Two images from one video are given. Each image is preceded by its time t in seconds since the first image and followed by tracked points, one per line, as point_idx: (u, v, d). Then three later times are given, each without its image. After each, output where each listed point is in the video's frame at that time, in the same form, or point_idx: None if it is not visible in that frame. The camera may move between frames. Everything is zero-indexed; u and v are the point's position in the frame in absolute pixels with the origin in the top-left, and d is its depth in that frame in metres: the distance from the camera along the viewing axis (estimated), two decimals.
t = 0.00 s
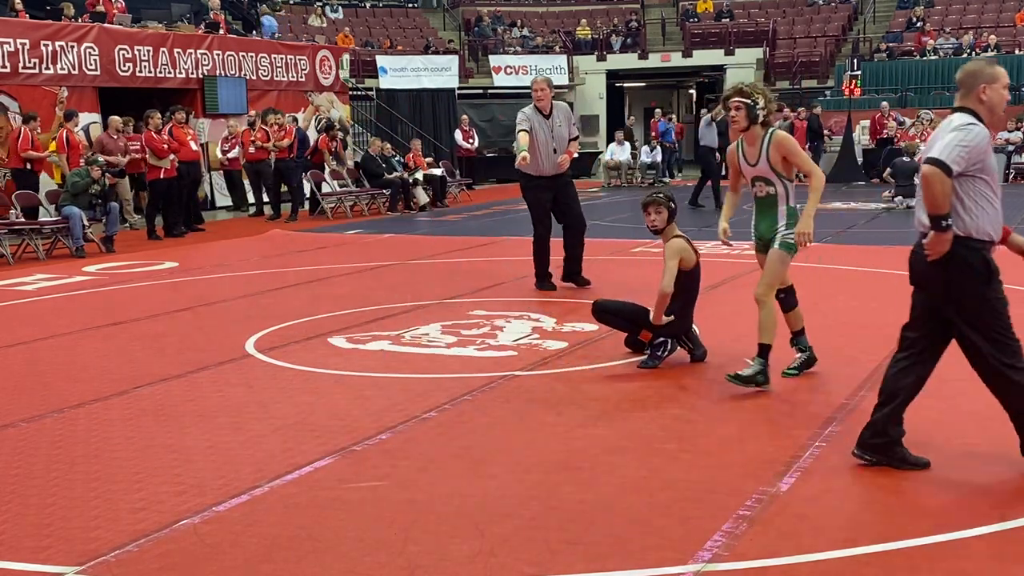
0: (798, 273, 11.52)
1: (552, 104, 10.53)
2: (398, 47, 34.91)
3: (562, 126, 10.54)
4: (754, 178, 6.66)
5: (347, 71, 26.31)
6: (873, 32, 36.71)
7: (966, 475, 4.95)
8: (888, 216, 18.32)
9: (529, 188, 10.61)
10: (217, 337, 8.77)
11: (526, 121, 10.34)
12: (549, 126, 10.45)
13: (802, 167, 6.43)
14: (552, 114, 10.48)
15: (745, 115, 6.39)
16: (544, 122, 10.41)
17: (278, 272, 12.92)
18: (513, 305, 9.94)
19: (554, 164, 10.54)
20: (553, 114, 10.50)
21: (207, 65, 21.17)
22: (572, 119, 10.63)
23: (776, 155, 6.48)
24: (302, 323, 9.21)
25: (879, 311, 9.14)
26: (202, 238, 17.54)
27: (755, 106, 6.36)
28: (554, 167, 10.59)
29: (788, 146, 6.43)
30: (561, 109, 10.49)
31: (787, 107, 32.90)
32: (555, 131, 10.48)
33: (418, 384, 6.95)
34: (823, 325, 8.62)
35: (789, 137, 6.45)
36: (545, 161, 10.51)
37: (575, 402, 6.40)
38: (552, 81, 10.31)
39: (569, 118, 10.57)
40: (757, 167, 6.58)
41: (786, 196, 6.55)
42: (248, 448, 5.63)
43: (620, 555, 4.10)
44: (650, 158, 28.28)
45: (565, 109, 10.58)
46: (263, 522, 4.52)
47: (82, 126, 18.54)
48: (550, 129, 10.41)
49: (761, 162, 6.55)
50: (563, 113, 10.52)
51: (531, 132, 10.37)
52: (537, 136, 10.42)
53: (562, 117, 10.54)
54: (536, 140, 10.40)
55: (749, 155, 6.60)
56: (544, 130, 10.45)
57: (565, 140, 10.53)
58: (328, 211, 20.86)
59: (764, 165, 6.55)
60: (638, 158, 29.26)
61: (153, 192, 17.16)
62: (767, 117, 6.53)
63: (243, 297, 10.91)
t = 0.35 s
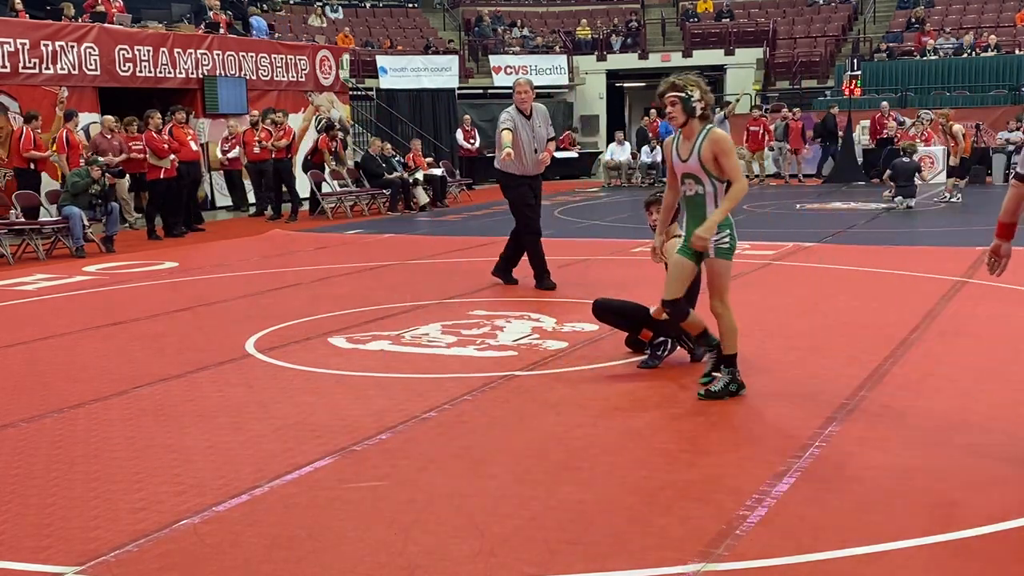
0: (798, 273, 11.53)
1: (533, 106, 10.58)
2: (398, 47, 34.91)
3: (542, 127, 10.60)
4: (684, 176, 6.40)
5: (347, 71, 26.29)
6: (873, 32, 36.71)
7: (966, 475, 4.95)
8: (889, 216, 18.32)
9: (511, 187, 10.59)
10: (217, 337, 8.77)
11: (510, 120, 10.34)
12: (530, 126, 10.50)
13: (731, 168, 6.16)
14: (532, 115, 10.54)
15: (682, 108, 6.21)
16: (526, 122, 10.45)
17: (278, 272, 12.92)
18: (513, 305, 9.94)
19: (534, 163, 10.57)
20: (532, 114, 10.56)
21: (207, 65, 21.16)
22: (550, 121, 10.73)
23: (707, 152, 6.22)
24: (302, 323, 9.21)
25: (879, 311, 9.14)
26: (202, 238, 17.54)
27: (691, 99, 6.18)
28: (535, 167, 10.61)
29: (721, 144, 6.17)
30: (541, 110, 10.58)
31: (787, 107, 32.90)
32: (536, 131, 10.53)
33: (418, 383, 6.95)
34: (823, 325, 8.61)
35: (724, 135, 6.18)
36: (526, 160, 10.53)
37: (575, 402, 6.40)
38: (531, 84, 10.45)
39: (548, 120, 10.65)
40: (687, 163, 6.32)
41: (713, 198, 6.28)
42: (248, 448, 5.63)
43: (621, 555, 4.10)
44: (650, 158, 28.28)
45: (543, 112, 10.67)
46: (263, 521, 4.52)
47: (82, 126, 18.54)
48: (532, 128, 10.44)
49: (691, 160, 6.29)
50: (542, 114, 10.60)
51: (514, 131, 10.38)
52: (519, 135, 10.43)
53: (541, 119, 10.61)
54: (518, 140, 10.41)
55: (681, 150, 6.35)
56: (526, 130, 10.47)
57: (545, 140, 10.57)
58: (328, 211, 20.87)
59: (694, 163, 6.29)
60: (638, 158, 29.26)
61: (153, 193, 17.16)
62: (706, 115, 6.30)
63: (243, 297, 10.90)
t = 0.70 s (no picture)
0: (797, 273, 11.53)
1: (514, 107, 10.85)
2: (398, 47, 34.91)
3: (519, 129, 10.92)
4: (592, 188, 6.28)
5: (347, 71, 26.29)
6: (873, 32, 36.71)
7: (966, 475, 4.95)
8: (889, 216, 18.32)
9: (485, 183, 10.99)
10: (217, 337, 8.77)
11: (487, 120, 10.67)
12: (508, 127, 10.80)
13: (621, 174, 5.99)
14: (512, 116, 10.83)
15: (577, 119, 6.15)
16: (504, 124, 10.76)
17: (278, 272, 12.92)
18: (514, 305, 9.93)
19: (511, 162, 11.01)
20: (512, 116, 10.87)
21: (207, 65, 21.15)
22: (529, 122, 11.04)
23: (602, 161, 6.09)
24: (302, 323, 9.21)
25: (879, 312, 9.14)
26: (202, 238, 17.53)
27: (581, 107, 6.08)
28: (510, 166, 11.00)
29: (610, 152, 6.01)
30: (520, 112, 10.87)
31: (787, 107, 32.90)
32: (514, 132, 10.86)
33: (418, 384, 6.95)
34: (823, 326, 8.61)
35: (614, 141, 6.01)
36: (502, 160, 10.96)
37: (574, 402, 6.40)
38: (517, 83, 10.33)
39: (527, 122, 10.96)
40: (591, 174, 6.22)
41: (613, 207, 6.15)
42: (248, 448, 5.63)
43: (622, 555, 4.09)
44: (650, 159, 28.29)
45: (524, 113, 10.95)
46: (263, 522, 4.52)
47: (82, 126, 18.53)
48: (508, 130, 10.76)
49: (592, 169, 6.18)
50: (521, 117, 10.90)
51: (490, 132, 10.71)
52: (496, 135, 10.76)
53: (520, 121, 10.92)
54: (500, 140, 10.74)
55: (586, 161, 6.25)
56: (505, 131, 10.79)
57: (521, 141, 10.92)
58: (328, 211, 20.87)
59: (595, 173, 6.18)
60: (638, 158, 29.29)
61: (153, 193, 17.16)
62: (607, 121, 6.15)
63: (243, 297, 10.90)
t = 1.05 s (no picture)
0: (797, 273, 11.53)
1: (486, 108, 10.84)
2: (398, 47, 34.92)
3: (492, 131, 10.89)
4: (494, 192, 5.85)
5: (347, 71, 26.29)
6: (872, 32, 36.71)
7: (967, 475, 4.95)
8: (888, 215, 18.32)
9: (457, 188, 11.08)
10: (217, 337, 8.77)
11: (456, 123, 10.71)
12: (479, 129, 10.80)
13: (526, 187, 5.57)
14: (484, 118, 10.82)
15: (478, 122, 5.65)
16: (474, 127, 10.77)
17: (278, 272, 12.92)
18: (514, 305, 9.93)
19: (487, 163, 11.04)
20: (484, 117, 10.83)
21: (207, 65, 21.15)
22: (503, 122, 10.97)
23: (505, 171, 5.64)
24: (302, 323, 9.20)
25: (878, 312, 9.14)
26: (202, 238, 17.54)
27: (484, 111, 5.59)
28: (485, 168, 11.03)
29: (515, 162, 5.57)
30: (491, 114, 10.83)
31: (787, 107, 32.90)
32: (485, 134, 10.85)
33: (417, 384, 6.94)
34: (823, 325, 8.60)
35: (520, 151, 5.58)
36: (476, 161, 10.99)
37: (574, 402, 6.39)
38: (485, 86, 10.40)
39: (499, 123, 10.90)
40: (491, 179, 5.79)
41: (510, 218, 5.72)
42: (248, 448, 5.63)
43: (622, 555, 4.09)
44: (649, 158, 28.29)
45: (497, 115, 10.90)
46: (263, 522, 4.52)
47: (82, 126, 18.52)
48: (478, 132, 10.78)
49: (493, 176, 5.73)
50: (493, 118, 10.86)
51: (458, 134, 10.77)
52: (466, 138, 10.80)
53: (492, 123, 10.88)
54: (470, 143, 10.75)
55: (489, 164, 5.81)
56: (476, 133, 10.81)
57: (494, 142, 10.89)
58: (328, 211, 20.87)
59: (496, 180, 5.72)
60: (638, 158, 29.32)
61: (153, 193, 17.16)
62: (510, 128, 5.70)
63: (243, 297, 10.90)
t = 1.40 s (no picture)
0: (796, 273, 11.53)
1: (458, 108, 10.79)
2: (398, 47, 34.91)
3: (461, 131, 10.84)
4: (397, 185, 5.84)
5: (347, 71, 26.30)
6: (872, 32, 36.71)
7: (966, 475, 4.95)
8: (888, 215, 18.32)
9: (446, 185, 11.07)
10: (216, 337, 8.77)
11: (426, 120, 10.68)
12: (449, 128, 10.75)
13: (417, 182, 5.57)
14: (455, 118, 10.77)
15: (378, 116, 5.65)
16: (443, 125, 10.73)
17: (278, 272, 12.93)
18: (515, 305, 9.94)
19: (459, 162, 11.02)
20: (456, 117, 10.78)
21: (207, 65, 21.16)
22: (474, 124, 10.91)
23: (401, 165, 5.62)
24: (302, 323, 9.21)
25: (878, 312, 9.14)
26: (202, 238, 17.53)
27: (381, 105, 5.60)
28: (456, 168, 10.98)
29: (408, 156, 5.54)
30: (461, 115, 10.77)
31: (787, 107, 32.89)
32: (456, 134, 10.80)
33: (417, 384, 6.95)
34: (822, 326, 8.60)
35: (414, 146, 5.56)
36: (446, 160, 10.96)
37: (574, 403, 6.39)
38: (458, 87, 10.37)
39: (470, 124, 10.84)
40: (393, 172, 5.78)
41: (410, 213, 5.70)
42: (248, 448, 5.64)
43: (620, 555, 4.10)
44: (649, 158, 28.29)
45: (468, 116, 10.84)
46: (264, 521, 4.53)
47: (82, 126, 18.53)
48: (447, 131, 10.73)
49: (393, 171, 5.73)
50: (464, 118, 10.80)
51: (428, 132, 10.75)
52: (434, 136, 10.77)
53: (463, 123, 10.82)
54: (438, 142, 10.71)
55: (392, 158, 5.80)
56: (446, 132, 10.77)
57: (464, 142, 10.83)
58: (328, 211, 20.87)
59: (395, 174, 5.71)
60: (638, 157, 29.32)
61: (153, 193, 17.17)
62: (412, 120, 5.67)
63: (242, 297, 10.91)
